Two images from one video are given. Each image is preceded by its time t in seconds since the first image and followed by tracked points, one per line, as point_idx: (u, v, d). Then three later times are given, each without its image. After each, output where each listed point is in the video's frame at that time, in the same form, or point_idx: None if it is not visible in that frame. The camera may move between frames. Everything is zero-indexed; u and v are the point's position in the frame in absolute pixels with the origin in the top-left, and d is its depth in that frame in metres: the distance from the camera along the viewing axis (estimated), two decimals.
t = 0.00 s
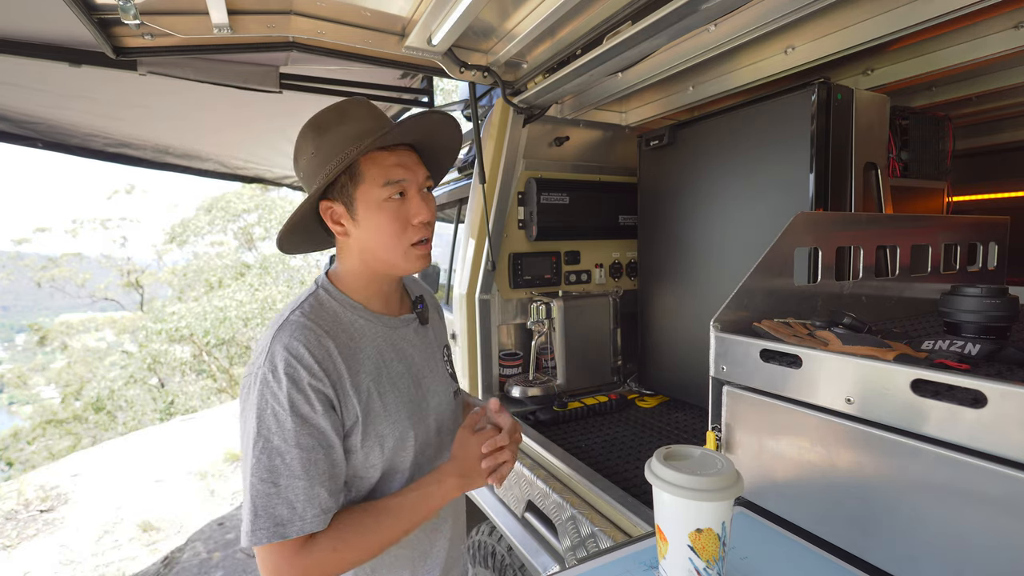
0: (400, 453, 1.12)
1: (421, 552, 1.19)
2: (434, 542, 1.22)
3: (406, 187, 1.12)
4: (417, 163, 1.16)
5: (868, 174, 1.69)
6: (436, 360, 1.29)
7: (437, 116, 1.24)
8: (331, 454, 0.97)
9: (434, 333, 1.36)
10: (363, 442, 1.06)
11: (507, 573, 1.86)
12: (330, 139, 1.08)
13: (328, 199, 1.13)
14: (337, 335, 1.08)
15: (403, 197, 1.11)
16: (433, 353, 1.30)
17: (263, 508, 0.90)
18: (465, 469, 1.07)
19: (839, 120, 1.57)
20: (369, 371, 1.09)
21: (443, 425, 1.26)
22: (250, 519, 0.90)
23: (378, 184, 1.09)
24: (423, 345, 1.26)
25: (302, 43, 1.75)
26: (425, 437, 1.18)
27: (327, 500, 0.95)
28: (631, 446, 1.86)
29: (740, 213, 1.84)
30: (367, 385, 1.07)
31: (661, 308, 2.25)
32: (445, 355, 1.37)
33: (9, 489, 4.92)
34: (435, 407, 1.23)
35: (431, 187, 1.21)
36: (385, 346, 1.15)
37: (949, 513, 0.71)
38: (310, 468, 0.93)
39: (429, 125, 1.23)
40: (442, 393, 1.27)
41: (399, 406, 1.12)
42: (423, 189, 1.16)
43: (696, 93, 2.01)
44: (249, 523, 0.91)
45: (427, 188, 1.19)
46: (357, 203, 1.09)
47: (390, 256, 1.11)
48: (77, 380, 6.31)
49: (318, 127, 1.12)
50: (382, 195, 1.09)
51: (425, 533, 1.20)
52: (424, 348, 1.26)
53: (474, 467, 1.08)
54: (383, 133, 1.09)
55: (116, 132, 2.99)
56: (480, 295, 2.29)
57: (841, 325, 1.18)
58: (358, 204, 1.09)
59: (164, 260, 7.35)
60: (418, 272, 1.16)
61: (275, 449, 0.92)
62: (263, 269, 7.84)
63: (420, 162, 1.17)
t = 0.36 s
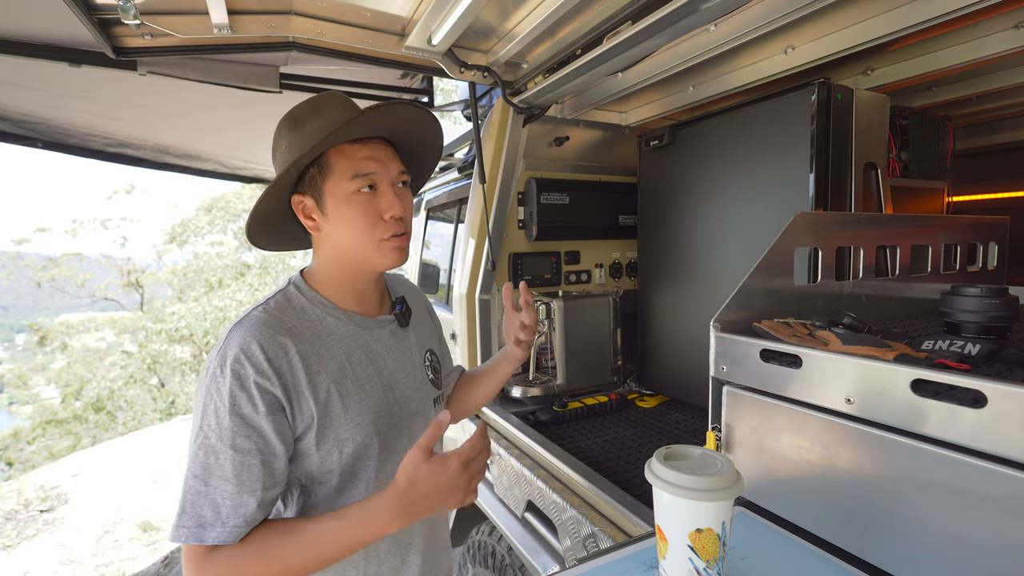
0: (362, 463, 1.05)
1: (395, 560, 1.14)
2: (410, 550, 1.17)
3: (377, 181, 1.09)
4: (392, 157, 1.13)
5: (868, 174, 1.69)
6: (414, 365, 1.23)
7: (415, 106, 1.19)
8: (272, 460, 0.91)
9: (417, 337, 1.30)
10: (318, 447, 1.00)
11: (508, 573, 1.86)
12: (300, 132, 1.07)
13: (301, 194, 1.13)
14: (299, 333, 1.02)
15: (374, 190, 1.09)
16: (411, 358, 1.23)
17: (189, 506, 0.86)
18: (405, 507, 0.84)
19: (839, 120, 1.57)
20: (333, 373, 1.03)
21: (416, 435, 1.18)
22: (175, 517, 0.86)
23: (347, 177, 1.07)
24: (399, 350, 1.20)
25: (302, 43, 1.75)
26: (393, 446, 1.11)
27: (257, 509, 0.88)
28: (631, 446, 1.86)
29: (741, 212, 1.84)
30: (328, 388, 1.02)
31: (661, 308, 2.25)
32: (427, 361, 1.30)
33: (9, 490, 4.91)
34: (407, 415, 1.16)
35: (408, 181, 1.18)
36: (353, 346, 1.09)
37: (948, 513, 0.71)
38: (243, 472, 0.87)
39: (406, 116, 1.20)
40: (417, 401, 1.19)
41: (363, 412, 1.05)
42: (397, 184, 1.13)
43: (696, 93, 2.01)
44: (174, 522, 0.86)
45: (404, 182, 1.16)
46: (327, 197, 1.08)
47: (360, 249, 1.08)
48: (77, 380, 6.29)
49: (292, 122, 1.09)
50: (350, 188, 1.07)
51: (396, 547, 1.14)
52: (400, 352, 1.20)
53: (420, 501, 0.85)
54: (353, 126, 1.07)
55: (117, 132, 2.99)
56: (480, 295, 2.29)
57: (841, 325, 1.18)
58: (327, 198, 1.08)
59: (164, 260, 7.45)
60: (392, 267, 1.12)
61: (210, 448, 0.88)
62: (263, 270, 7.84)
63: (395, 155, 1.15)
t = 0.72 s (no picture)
0: (342, 473, 1.03)
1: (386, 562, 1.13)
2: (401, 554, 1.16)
3: (362, 177, 1.09)
4: (371, 153, 1.13)
5: (869, 174, 1.69)
6: (396, 369, 1.21)
7: (392, 101, 1.19)
8: (238, 476, 0.90)
9: (398, 338, 1.28)
10: (296, 458, 0.98)
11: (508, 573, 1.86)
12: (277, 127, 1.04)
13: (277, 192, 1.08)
14: (276, 342, 1.00)
15: (358, 187, 1.09)
16: (393, 361, 1.21)
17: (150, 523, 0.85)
18: (380, 561, 0.91)
19: (839, 120, 1.57)
20: (313, 382, 1.01)
21: (399, 440, 1.16)
22: (138, 533, 0.85)
23: (331, 173, 1.05)
24: (380, 354, 1.18)
25: (302, 43, 1.75)
26: (375, 454, 1.09)
27: (217, 527, 0.87)
28: (631, 446, 1.86)
29: (741, 212, 1.84)
30: (308, 398, 0.99)
31: (661, 308, 2.25)
32: (409, 362, 1.28)
33: (9, 489, 4.92)
34: (388, 421, 1.14)
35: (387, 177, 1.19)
36: (333, 354, 1.07)
37: (949, 513, 0.71)
38: (206, 489, 0.86)
39: (382, 112, 1.20)
40: (399, 406, 1.18)
41: (343, 421, 1.03)
42: (379, 180, 1.13)
43: (696, 93, 2.01)
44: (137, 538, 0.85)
45: (384, 179, 1.17)
46: (309, 194, 1.05)
47: (345, 248, 1.07)
48: (77, 379, 6.27)
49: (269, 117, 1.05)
50: (335, 185, 1.05)
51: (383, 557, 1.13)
52: (381, 356, 1.18)
53: (396, 560, 0.92)
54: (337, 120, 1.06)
55: (117, 132, 2.99)
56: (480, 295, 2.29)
57: (841, 325, 1.18)
58: (310, 195, 1.05)
59: (164, 260, 7.45)
60: (377, 265, 1.13)
61: (175, 465, 0.86)
62: (264, 270, 7.84)
63: (374, 151, 1.15)
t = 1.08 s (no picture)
0: (334, 472, 1.04)
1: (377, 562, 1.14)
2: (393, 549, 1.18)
3: (309, 185, 1.05)
4: (329, 158, 1.08)
5: (868, 174, 1.69)
6: (377, 366, 1.21)
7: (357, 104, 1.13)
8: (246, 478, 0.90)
9: (375, 338, 1.28)
10: (290, 460, 0.99)
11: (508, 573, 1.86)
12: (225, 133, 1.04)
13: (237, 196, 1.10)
14: (257, 345, 0.99)
15: (307, 195, 1.05)
16: (373, 358, 1.21)
17: (161, 542, 0.82)
18: (404, 512, 0.95)
19: (839, 119, 1.57)
20: (298, 383, 1.01)
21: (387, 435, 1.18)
22: (145, 557, 0.81)
23: (275, 182, 1.03)
24: (360, 351, 1.18)
25: (302, 43, 1.75)
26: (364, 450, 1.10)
27: (238, 533, 0.86)
28: (631, 446, 1.86)
29: (740, 212, 1.84)
30: (294, 399, 0.99)
31: (661, 308, 2.25)
32: (389, 360, 1.28)
33: (9, 489, 4.91)
34: (375, 417, 1.15)
35: (351, 182, 1.12)
36: (316, 353, 1.07)
37: (948, 513, 0.71)
38: (218, 496, 0.85)
39: (349, 112, 1.13)
40: (383, 401, 1.18)
41: (331, 420, 1.04)
42: (333, 187, 1.08)
43: (696, 93, 2.01)
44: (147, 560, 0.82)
45: (344, 184, 1.11)
46: (257, 202, 1.05)
47: (292, 257, 1.04)
48: (77, 380, 6.29)
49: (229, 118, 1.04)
50: (279, 194, 1.03)
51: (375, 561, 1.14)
52: (361, 353, 1.18)
53: (416, 517, 0.95)
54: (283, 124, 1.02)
55: (117, 132, 2.99)
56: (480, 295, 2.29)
57: (841, 325, 1.18)
58: (258, 203, 1.05)
59: (164, 260, 7.55)
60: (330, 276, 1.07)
61: (174, 478, 0.84)
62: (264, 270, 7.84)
63: (334, 156, 1.09)
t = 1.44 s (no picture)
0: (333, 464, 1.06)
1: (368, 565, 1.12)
2: (384, 553, 1.16)
3: (285, 186, 1.01)
4: (307, 157, 1.04)
5: (868, 174, 1.69)
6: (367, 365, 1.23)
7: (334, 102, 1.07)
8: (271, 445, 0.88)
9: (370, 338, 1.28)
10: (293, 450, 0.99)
11: (507, 573, 1.86)
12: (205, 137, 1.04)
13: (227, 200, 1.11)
14: (253, 340, 1.00)
15: (284, 197, 1.01)
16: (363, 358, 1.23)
17: (201, 509, 0.78)
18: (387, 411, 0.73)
19: (839, 119, 1.57)
20: (295, 377, 1.03)
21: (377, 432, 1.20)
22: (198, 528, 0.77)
23: (249, 184, 1.01)
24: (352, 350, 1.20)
25: (302, 43, 1.75)
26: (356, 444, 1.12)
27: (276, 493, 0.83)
28: (631, 446, 1.85)
29: (740, 212, 1.84)
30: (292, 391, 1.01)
31: (661, 308, 2.25)
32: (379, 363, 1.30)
33: (9, 489, 4.91)
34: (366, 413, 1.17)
35: (335, 181, 1.07)
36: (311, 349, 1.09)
37: (948, 513, 0.71)
38: (251, 460, 0.83)
39: (329, 109, 1.08)
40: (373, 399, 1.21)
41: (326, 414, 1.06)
42: (311, 188, 1.03)
43: (696, 93, 2.01)
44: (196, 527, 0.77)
45: (327, 184, 1.06)
46: (237, 205, 1.04)
47: (273, 260, 1.02)
48: (77, 380, 6.30)
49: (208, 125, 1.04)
50: (254, 196, 1.00)
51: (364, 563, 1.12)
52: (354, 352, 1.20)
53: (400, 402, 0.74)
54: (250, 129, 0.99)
55: (117, 132, 2.99)
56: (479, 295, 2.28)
57: (841, 325, 1.18)
58: (238, 207, 1.03)
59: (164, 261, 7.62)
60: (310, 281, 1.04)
61: (197, 452, 0.81)
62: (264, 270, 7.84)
63: (314, 155, 1.05)
